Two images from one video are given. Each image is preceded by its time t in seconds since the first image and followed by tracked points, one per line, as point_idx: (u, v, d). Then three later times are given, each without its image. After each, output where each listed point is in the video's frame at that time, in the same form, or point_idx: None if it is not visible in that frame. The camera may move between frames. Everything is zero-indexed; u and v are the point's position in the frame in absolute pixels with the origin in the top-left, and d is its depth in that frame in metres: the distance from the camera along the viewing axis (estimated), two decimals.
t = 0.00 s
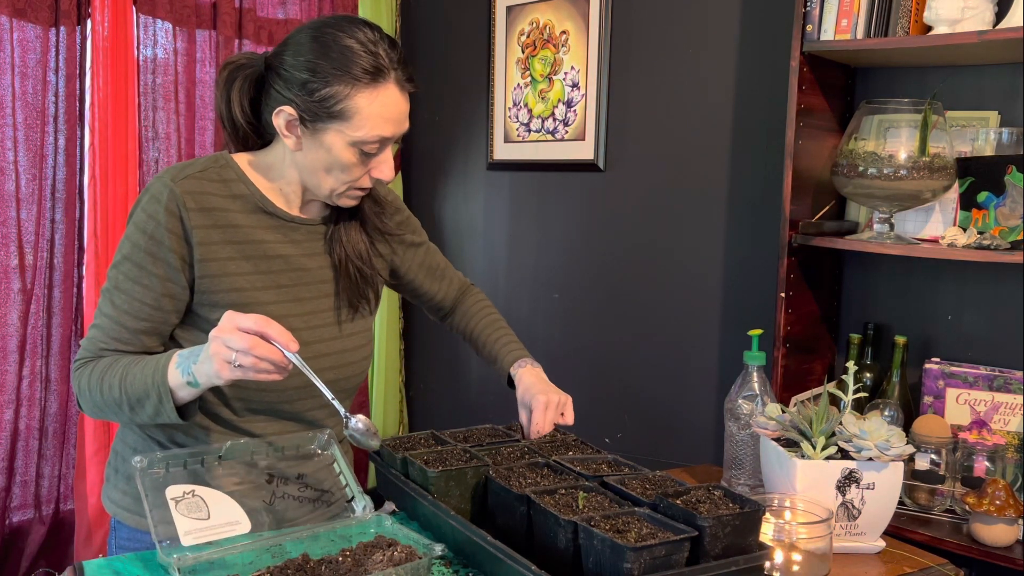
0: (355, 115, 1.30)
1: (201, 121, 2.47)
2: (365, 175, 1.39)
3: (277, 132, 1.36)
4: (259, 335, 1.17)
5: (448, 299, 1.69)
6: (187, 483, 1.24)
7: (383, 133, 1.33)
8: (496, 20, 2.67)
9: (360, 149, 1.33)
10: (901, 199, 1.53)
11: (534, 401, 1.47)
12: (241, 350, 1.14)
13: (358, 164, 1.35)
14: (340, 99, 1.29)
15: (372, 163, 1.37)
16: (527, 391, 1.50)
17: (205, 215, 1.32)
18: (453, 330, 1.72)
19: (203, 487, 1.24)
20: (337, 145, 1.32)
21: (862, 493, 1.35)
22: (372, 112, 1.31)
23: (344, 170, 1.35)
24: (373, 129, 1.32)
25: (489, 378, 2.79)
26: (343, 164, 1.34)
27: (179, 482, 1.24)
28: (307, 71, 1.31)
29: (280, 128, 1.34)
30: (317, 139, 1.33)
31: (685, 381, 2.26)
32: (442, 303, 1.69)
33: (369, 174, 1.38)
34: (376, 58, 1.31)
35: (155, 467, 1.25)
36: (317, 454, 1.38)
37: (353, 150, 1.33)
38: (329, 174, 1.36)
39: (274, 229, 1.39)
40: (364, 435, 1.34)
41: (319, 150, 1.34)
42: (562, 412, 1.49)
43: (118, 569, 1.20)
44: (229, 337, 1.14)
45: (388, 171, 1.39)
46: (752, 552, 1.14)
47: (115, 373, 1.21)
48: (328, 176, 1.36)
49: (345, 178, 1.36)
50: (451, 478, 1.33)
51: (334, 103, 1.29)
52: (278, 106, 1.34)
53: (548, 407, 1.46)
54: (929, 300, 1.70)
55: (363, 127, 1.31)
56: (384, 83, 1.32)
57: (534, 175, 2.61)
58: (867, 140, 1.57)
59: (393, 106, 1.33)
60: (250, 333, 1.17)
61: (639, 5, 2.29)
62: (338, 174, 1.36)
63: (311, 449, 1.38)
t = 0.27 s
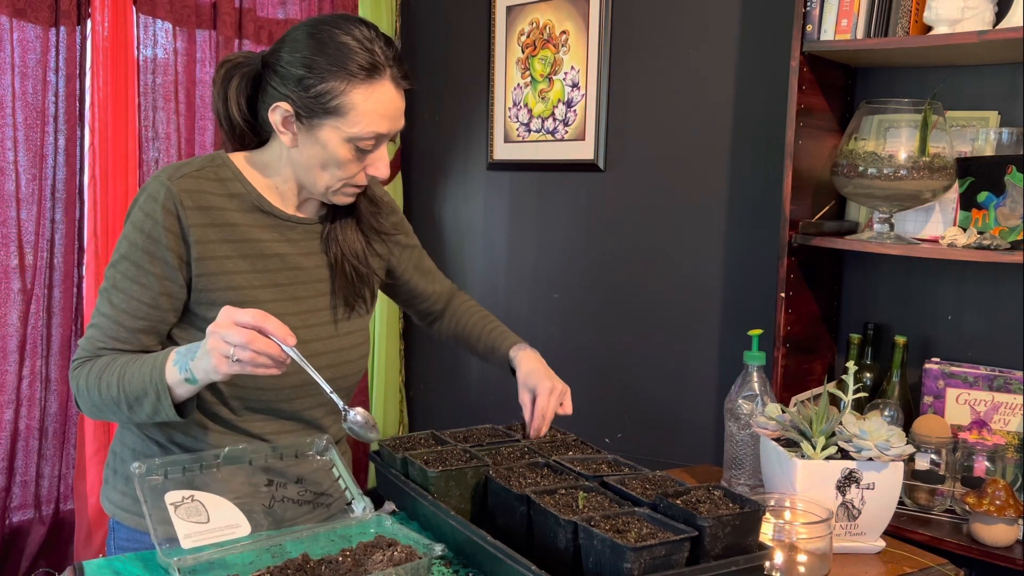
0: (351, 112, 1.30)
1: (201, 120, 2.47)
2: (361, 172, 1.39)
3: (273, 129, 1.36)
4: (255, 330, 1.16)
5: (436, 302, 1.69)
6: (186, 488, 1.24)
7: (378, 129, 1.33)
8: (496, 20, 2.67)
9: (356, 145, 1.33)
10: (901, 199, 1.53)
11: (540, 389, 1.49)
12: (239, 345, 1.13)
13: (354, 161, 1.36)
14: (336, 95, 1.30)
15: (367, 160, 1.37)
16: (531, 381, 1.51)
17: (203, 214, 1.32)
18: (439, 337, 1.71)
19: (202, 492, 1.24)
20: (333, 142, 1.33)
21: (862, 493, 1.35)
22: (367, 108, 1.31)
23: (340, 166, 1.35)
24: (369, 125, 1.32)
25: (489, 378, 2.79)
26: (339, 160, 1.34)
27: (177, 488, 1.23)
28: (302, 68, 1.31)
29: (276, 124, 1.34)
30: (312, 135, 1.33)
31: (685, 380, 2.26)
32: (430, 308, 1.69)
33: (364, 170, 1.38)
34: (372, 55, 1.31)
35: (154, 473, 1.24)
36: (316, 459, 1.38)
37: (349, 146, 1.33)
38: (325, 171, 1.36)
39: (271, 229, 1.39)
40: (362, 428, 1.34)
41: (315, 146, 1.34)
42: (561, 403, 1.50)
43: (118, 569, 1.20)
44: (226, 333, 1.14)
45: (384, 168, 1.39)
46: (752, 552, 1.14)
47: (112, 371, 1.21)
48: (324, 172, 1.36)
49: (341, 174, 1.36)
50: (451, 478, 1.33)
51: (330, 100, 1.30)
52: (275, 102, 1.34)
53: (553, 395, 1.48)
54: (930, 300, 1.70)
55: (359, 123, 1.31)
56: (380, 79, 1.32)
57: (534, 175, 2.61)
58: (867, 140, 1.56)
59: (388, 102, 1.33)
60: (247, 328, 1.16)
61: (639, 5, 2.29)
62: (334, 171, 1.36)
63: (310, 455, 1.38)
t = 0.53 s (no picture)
0: (350, 109, 1.31)
1: (201, 120, 2.47)
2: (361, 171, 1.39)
3: (273, 128, 1.35)
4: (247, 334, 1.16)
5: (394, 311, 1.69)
6: (186, 487, 1.23)
7: (377, 127, 1.33)
8: (496, 20, 2.67)
9: (355, 143, 1.33)
10: (901, 199, 1.53)
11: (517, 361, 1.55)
12: (232, 349, 1.14)
13: (353, 159, 1.35)
14: (335, 93, 1.29)
15: (367, 158, 1.37)
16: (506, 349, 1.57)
17: (200, 214, 1.32)
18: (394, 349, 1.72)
19: (203, 491, 1.24)
20: (333, 140, 1.32)
21: (862, 493, 1.35)
22: (366, 106, 1.31)
23: (339, 164, 1.35)
24: (368, 122, 1.32)
25: (489, 378, 2.79)
26: (338, 158, 1.34)
27: (178, 486, 1.23)
28: (301, 66, 1.31)
29: (275, 123, 1.34)
30: (312, 133, 1.33)
31: (685, 380, 2.26)
32: (387, 316, 1.69)
33: (364, 169, 1.38)
34: (371, 53, 1.31)
35: (154, 472, 1.24)
36: (316, 459, 1.38)
37: (349, 144, 1.33)
38: (325, 169, 1.36)
39: (269, 228, 1.39)
40: (353, 432, 1.34)
41: (314, 144, 1.34)
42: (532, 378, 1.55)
43: (118, 569, 1.20)
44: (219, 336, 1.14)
45: (383, 166, 1.39)
46: (752, 552, 1.14)
47: (110, 371, 1.22)
48: (323, 171, 1.36)
49: (340, 172, 1.36)
50: (451, 478, 1.33)
51: (330, 98, 1.30)
52: (274, 101, 1.34)
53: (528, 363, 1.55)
54: (930, 300, 1.70)
55: (358, 121, 1.31)
56: (378, 77, 1.32)
57: (534, 175, 2.61)
58: (867, 140, 1.56)
59: (387, 100, 1.34)
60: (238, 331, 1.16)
61: (639, 5, 2.29)
62: (333, 169, 1.36)
63: (310, 455, 1.37)
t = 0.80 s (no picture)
0: (353, 106, 1.31)
1: (201, 120, 2.47)
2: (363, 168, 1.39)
3: (277, 126, 1.35)
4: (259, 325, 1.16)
5: (396, 318, 1.69)
6: (187, 484, 1.24)
7: (380, 124, 1.33)
8: (496, 20, 2.67)
9: (359, 140, 1.34)
10: (901, 199, 1.53)
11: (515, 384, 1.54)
12: (244, 340, 1.13)
13: (357, 156, 1.35)
14: (339, 90, 1.30)
15: (369, 155, 1.37)
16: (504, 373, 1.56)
17: (204, 213, 1.32)
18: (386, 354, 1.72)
19: (204, 488, 1.24)
20: (336, 137, 1.32)
21: (862, 493, 1.35)
22: (369, 103, 1.32)
23: (342, 161, 1.35)
24: (371, 119, 1.32)
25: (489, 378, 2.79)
26: (342, 155, 1.34)
27: (180, 483, 1.24)
28: (304, 64, 1.31)
29: (279, 121, 1.34)
30: (316, 131, 1.33)
31: (686, 380, 2.26)
32: (390, 322, 1.69)
33: (367, 166, 1.38)
34: (373, 51, 1.32)
35: (156, 468, 1.25)
36: (316, 454, 1.38)
37: (352, 142, 1.33)
38: (327, 166, 1.36)
39: (271, 228, 1.39)
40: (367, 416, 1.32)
41: (317, 142, 1.34)
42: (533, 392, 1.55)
43: (117, 569, 1.20)
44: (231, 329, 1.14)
45: (386, 164, 1.39)
46: (752, 552, 1.14)
47: (116, 369, 1.21)
48: (326, 168, 1.36)
49: (343, 169, 1.36)
50: (451, 478, 1.33)
51: (333, 95, 1.30)
52: (277, 99, 1.34)
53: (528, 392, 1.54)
54: (930, 300, 1.70)
55: (361, 117, 1.32)
56: (381, 75, 1.33)
57: (534, 175, 2.61)
58: (867, 140, 1.56)
59: (389, 97, 1.34)
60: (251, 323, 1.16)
61: (639, 5, 2.29)
62: (336, 166, 1.36)
63: (311, 449, 1.38)
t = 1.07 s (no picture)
0: (360, 101, 1.31)
1: (201, 121, 2.47)
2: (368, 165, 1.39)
3: (284, 122, 1.35)
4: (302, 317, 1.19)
5: (394, 328, 1.69)
6: (186, 487, 1.23)
7: (387, 119, 1.33)
8: (496, 20, 2.67)
9: (365, 135, 1.33)
10: (901, 199, 1.53)
11: (529, 387, 1.55)
12: (290, 333, 1.16)
13: (363, 152, 1.35)
14: (346, 85, 1.30)
15: (376, 151, 1.37)
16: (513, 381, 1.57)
17: (214, 208, 1.33)
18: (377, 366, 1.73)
19: (203, 491, 1.24)
20: (343, 132, 1.32)
21: (862, 493, 1.35)
22: (375, 98, 1.32)
23: (349, 156, 1.35)
24: (377, 114, 1.32)
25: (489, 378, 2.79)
26: (348, 151, 1.34)
27: (179, 485, 1.24)
28: (312, 60, 1.32)
29: (287, 117, 1.34)
30: (322, 127, 1.33)
31: (685, 380, 2.26)
32: (388, 332, 1.69)
33: (372, 163, 1.38)
34: (379, 48, 1.33)
35: (154, 472, 1.24)
36: (316, 459, 1.37)
37: (359, 137, 1.33)
38: (333, 163, 1.36)
39: (280, 224, 1.40)
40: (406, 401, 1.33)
41: (323, 137, 1.33)
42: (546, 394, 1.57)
43: (117, 569, 1.20)
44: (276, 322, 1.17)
45: (392, 161, 1.39)
46: (752, 552, 1.14)
47: (136, 367, 1.22)
48: (332, 164, 1.36)
49: (349, 166, 1.36)
50: (451, 478, 1.33)
51: (340, 89, 1.30)
52: (285, 96, 1.34)
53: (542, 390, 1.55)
54: (930, 300, 1.70)
55: (367, 112, 1.32)
56: (387, 71, 1.33)
57: (534, 175, 2.61)
58: (867, 140, 1.56)
59: (395, 94, 1.34)
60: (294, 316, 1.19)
61: (639, 5, 2.29)
62: (341, 163, 1.35)
63: (310, 455, 1.37)
